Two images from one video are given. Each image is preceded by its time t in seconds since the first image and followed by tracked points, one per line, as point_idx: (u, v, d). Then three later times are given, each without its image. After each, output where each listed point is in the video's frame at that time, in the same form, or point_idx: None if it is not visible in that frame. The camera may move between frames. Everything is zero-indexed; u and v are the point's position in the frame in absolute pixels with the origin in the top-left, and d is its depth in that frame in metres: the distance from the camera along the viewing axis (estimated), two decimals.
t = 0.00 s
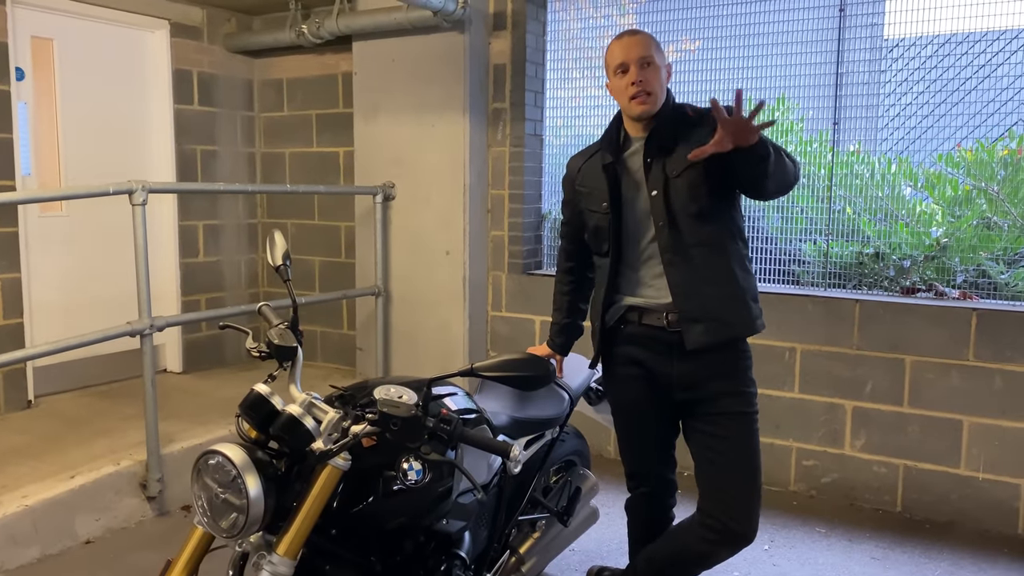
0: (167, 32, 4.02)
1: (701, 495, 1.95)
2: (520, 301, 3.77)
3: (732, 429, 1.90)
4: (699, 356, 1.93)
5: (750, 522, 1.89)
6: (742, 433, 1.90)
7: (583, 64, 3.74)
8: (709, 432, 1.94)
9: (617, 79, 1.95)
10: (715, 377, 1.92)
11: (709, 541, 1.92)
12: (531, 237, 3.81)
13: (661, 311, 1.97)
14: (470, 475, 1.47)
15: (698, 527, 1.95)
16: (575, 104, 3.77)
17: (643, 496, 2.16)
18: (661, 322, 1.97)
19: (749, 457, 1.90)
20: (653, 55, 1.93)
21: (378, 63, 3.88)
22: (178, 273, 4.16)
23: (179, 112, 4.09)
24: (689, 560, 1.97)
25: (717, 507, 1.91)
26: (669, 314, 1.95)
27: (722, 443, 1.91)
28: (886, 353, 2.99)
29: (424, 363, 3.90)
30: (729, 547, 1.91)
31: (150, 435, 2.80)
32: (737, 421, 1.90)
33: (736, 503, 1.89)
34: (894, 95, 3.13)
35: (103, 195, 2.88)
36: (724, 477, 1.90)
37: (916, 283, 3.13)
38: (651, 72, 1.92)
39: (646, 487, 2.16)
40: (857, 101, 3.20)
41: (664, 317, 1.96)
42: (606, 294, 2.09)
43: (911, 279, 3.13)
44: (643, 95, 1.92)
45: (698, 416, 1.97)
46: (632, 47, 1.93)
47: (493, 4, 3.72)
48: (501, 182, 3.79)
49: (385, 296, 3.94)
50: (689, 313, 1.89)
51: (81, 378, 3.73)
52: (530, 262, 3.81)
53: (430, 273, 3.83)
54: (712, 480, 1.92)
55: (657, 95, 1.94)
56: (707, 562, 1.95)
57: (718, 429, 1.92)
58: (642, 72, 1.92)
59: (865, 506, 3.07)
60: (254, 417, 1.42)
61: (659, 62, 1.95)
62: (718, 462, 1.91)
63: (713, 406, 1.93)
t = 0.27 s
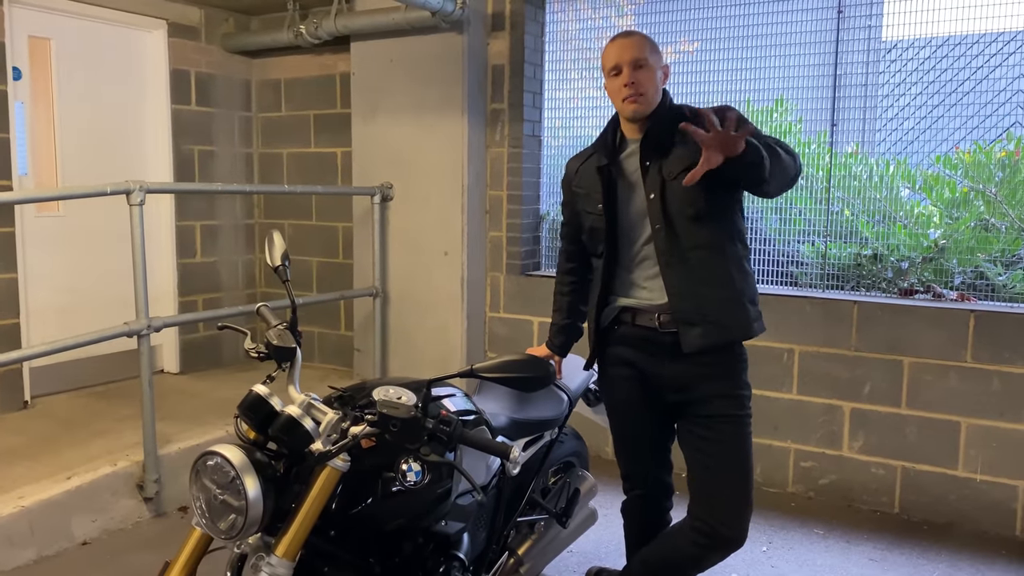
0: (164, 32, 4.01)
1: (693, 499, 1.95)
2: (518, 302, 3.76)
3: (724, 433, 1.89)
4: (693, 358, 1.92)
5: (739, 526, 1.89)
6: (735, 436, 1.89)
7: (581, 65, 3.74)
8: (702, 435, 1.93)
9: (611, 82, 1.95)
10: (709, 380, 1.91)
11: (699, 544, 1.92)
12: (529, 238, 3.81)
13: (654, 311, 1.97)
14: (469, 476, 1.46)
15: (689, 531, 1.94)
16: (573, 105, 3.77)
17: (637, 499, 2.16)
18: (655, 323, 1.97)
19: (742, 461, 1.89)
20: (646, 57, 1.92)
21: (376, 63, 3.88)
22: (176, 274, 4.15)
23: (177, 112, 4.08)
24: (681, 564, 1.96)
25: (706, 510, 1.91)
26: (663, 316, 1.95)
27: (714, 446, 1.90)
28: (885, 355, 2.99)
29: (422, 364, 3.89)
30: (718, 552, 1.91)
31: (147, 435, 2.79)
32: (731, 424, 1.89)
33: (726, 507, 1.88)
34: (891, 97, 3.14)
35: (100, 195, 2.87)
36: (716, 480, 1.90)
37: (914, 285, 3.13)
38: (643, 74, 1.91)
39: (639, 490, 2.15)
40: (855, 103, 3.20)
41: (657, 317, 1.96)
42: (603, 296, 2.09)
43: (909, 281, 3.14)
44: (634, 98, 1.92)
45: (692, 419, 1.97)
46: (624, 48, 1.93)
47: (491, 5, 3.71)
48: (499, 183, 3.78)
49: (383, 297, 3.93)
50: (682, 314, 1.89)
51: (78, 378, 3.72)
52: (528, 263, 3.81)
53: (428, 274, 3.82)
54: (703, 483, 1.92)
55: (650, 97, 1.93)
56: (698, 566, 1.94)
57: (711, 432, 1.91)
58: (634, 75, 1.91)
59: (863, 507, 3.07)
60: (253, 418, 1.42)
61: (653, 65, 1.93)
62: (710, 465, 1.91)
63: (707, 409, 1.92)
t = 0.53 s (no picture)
0: (162, 31, 4.00)
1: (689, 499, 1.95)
2: (516, 303, 3.76)
3: (721, 433, 1.89)
4: (691, 358, 1.91)
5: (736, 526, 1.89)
6: (732, 437, 1.89)
7: (579, 65, 3.74)
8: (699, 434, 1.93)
9: (607, 86, 1.96)
10: (706, 380, 1.90)
11: (696, 543, 1.92)
12: (528, 238, 3.81)
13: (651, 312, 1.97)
14: (468, 477, 1.46)
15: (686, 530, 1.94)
16: (572, 106, 3.77)
17: (633, 501, 2.15)
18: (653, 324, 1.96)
19: (738, 461, 1.89)
20: (642, 63, 1.91)
21: (375, 63, 3.87)
22: (173, 274, 4.14)
23: (174, 112, 4.07)
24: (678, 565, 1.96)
25: (703, 510, 1.91)
26: (659, 316, 1.94)
27: (712, 445, 1.90)
28: (883, 355, 2.99)
29: (419, 364, 3.89)
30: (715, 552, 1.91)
31: (144, 436, 2.78)
32: (727, 424, 1.89)
33: (722, 506, 1.88)
34: (889, 98, 3.14)
35: (97, 194, 2.86)
36: (713, 479, 1.89)
37: (912, 285, 3.13)
38: (638, 84, 1.91)
39: (634, 492, 2.15)
40: (853, 104, 3.21)
41: (653, 317, 1.96)
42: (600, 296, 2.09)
43: (907, 282, 3.14)
44: (628, 106, 1.93)
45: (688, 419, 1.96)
46: (623, 55, 1.91)
47: (490, 5, 3.71)
48: (498, 183, 3.78)
49: (381, 297, 3.92)
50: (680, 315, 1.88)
51: (74, 378, 3.71)
52: (526, 264, 3.81)
53: (426, 274, 3.82)
54: (700, 483, 1.92)
55: (645, 105, 1.93)
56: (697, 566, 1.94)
57: (709, 431, 1.91)
58: (627, 81, 1.91)
59: (861, 508, 3.07)
60: (252, 418, 1.41)
61: (649, 70, 1.92)
62: (707, 464, 1.91)
63: (704, 409, 1.91)
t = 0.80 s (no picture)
0: (158, 30, 3.99)
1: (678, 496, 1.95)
2: (513, 303, 3.76)
3: (711, 433, 1.89)
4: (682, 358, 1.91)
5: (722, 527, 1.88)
6: (724, 437, 1.88)
7: (576, 65, 3.74)
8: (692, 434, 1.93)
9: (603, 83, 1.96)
10: (698, 379, 1.90)
11: (681, 541, 1.92)
12: (524, 238, 3.80)
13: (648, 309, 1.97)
14: (464, 477, 1.46)
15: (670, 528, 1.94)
16: (568, 105, 3.76)
17: (626, 498, 2.16)
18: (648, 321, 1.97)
19: (730, 461, 1.89)
20: (637, 63, 1.89)
21: (371, 63, 3.87)
22: (169, 274, 4.13)
23: (170, 112, 4.06)
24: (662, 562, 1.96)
25: (691, 509, 1.90)
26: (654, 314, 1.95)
27: (703, 444, 1.90)
28: (879, 356, 2.99)
29: (416, 364, 3.88)
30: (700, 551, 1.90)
31: (139, 436, 2.77)
32: (718, 423, 1.89)
33: (710, 505, 1.88)
34: (885, 99, 3.14)
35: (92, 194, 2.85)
36: (702, 478, 1.89)
37: (908, 286, 3.14)
38: (630, 81, 1.90)
39: (626, 489, 2.15)
40: (849, 104, 3.21)
41: (649, 314, 1.97)
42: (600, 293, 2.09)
43: (903, 282, 3.14)
44: (622, 103, 1.93)
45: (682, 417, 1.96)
46: (620, 52, 1.91)
47: (486, 5, 3.71)
48: (494, 183, 3.78)
49: (377, 297, 3.92)
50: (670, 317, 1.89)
51: (70, 378, 3.70)
52: (522, 264, 3.80)
53: (422, 274, 3.81)
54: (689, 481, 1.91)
55: (639, 103, 1.92)
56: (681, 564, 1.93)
57: (701, 430, 1.90)
58: (621, 80, 1.90)
59: (857, 508, 3.07)
60: (247, 418, 1.41)
61: (644, 70, 1.90)
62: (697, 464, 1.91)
63: (697, 408, 1.91)
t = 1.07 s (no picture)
0: (153, 30, 3.98)
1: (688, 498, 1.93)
2: (508, 303, 3.76)
3: (716, 433, 1.87)
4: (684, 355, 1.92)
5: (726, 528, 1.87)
6: (726, 435, 1.87)
7: (571, 65, 3.74)
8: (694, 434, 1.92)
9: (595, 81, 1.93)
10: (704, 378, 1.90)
11: (691, 544, 1.89)
12: (520, 238, 3.80)
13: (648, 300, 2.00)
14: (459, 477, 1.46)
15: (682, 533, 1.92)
16: (563, 105, 3.77)
17: (628, 487, 2.14)
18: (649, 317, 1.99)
19: (734, 461, 1.87)
20: (625, 58, 1.87)
21: (366, 63, 3.86)
22: (163, 274, 4.12)
23: (165, 111, 4.06)
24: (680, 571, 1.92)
25: (698, 512, 1.89)
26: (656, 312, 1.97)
27: (706, 444, 1.88)
28: (874, 356, 3.00)
29: (411, 364, 3.88)
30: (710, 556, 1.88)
31: (133, 436, 2.77)
32: (724, 422, 1.88)
33: (715, 508, 1.86)
34: (880, 99, 3.15)
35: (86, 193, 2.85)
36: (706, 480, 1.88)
37: (903, 286, 3.14)
38: (617, 78, 1.87)
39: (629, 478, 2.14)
40: (844, 105, 3.22)
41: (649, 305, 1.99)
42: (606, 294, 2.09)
43: (898, 282, 3.15)
44: (610, 102, 1.90)
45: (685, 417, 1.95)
46: (608, 49, 1.89)
47: (481, 5, 3.71)
48: (490, 183, 3.78)
49: (372, 297, 3.92)
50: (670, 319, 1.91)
51: (64, 378, 3.69)
52: (518, 264, 3.80)
53: (418, 274, 3.81)
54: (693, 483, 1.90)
55: (628, 101, 1.89)
56: (692, 572, 1.90)
57: (703, 430, 1.89)
58: (609, 78, 1.88)
59: (851, 508, 3.08)
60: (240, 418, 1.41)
61: (633, 65, 1.87)
62: (699, 466, 1.89)
63: (702, 406, 1.90)
